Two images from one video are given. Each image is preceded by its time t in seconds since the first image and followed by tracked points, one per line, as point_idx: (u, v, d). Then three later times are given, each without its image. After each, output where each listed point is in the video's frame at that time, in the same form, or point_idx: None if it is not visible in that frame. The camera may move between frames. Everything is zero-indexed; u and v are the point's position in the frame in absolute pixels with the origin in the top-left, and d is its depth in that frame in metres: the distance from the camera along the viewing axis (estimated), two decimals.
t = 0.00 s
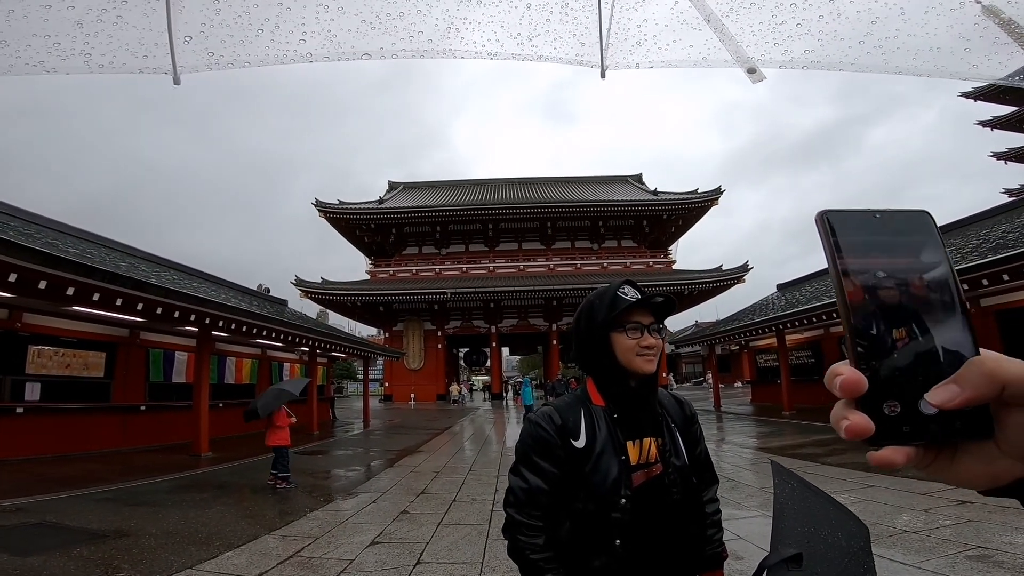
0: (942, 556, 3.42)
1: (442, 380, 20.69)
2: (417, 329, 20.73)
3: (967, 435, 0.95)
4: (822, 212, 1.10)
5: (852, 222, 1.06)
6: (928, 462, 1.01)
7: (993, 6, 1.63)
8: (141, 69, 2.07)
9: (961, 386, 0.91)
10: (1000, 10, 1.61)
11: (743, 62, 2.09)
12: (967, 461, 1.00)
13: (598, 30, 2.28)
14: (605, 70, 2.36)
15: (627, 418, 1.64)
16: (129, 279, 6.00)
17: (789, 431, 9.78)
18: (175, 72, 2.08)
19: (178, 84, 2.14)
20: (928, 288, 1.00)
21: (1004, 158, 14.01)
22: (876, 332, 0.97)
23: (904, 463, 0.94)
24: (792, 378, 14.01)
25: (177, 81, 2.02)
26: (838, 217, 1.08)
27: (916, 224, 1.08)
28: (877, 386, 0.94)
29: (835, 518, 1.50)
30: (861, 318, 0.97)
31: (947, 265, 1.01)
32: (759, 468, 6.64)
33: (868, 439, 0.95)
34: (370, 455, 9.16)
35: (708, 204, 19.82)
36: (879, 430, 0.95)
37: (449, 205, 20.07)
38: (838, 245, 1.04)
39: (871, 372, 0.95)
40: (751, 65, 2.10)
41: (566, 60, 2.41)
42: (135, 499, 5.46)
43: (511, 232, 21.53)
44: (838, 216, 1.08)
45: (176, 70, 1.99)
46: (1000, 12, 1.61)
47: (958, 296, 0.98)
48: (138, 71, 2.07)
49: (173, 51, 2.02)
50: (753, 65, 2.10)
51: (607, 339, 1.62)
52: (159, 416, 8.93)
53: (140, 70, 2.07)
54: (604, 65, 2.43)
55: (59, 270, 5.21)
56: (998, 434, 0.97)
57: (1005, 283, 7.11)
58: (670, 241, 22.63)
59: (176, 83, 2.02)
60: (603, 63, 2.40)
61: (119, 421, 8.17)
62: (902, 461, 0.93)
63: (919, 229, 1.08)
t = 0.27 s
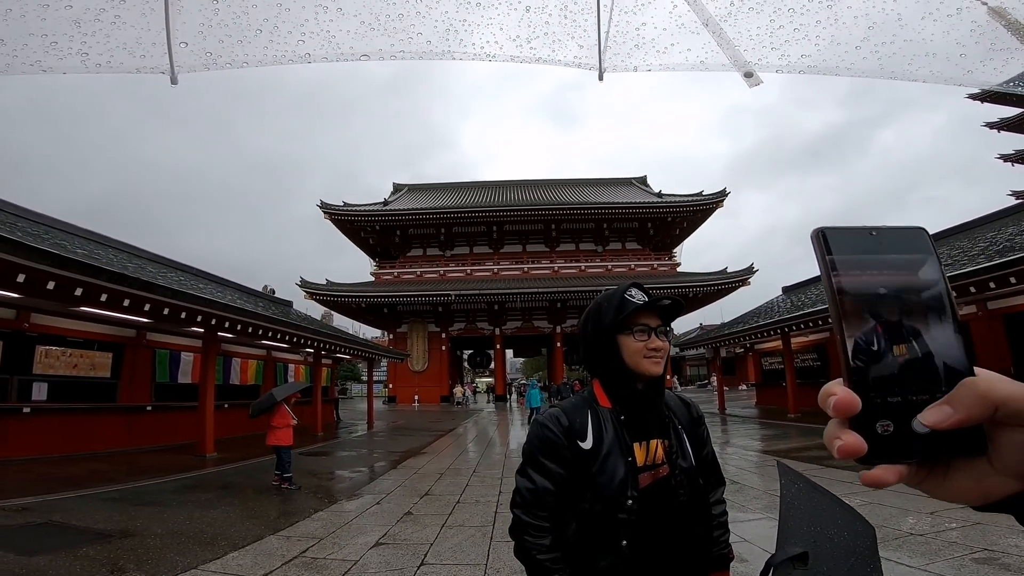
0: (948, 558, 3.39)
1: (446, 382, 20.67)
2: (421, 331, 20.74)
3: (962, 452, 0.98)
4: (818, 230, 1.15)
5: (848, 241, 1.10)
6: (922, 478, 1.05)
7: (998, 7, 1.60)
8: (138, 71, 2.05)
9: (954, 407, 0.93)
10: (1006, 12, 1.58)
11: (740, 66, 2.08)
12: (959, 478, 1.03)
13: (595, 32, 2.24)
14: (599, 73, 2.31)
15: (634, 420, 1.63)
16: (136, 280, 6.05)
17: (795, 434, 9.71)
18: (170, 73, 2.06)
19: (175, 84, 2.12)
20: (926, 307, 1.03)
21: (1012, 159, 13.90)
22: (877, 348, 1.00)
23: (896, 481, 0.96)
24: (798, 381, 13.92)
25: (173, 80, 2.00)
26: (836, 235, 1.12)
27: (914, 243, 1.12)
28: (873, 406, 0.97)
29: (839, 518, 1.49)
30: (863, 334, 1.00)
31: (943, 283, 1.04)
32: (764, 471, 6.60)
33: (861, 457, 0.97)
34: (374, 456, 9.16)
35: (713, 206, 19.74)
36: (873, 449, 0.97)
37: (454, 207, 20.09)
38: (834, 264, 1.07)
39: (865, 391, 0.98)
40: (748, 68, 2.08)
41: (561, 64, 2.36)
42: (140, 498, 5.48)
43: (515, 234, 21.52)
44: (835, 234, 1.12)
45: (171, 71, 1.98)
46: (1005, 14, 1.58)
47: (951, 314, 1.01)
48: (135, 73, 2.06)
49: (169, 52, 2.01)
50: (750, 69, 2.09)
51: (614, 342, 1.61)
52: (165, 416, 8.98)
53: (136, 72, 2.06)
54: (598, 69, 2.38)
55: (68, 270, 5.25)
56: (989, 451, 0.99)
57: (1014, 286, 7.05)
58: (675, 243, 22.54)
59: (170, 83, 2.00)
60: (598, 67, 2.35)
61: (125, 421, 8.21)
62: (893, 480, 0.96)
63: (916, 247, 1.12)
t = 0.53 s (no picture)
0: (956, 563, 3.34)
1: (451, 384, 20.67)
2: (426, 333, 20.77)
3: (967, 459, 0.97)
4: (822, 238, 1.12)
5: (852, 248, 1.07)
6: (928, 485, 1.03)
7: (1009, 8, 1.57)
8: (138, 70, 2.04)
9: (960, 416, 0.91)
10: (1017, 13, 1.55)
11: (742, 64, 2.06)
12: (965, 486, 1.01)
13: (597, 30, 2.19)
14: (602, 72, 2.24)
15: (640, 423, 1.61)
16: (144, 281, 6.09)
17: (802, 438, 9.63)
18: (169, 72, 2.05)
19: (174, 84, 2.11)
20: (931, 314, 1.01)
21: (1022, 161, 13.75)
22: (885, 355, 0.98)
23: (904, 490, 0.95)
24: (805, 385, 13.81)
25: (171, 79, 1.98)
26: (840, 243, 1.09)
27: (917, 249, 1.10)
28: (878, 415, 0.95)
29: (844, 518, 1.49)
30: (868, 342, 0.98)
31: (949, 291, 1.02)
32: (770, 475, 6.54)
33: (867, 466, 0.95)
34: (379, 458, 9.16)
35: (720, 209, 19.66)
36: (878, 458, 0.95)
37: (459, 209, 20.13)
38: (838, 273, 1.04)
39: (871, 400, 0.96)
40: (750, 67, 2.07)
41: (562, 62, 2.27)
42: (146, 498, 5.50)
43: (521, 237, 21.52)
44: (839, 241, 1.10)
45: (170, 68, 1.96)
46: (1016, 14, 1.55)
47: (957, 320, 1.00)
48: (134, 71, 2.04)
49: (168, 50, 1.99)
50: (752, 67, 2.07)
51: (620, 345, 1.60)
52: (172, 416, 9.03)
53: (137, 71, 2.04)
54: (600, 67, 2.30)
55: (77, 271, 5.29)
56: (995, 457, 0.98)
57: None
58: (681, 246, 22.46)
59: (169, 81, 1.99)
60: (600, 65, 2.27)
61: (132, 421, 8.26)
62: (901, 488, 0.94)
63: (919, 253, 1.10)
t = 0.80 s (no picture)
0: (960, 566, 3.31)
1: (454, 385, 20.66)
2: (430, 334, 20.79)
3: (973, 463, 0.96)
4: (830, 240, 1.10)
5: (859, 251, 1.06)
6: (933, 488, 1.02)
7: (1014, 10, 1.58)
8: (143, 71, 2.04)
9: (967, 420, 0.91)
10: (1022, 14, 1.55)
11: (748, 66, 2.06)
12: (969, 491, 1.00)
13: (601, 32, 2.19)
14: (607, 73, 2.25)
15: (641, 425, 1.61)
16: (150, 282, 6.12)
17: (806, 441, 9.58)
18: (175, 73, 2.05)
19: (179, 85, 2.10)
20: (940, 317, 1.00)
21: None
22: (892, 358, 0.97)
23: (908, 493, 0.94)
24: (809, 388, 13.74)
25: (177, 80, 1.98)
26: (848, 246, 1.08)
27: (927, 253, 1.08)
28: (885, 417, 0.94)
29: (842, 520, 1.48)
30: (875, 344, 0.97)
31: (958, 293, 1.01)
32: (774, 478, 6.51)
33: (873, 468, 0.94)
34: (381, 459, 9.16)
35: (724, 211, 19.61)
36: (883, 460, 0.94)
37: (464, 211, 20.16)
38: (846, 275, 1.03)
39: (876, 402, 0.95)
40: (757, 68, 2.07)
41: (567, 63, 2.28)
42: (149, 498, 5.52)
43: (525, 239, 21.53)
44: (847, 244, 1.09)
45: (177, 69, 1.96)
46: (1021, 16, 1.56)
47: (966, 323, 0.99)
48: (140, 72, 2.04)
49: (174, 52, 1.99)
50: (758, 69, 2.07)
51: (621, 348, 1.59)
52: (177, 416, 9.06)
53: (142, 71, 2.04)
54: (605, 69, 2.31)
55: (83, 271, 5.32)
56: (1001, 461, 0.97)
57: None
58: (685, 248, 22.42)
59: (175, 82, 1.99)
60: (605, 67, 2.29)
61: (136, 421, 8.30)
62: (907, 491, 0.93)
63: (929, 256, 1.08)
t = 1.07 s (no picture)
0: (963, 568, 3.28)
1: (456, 386, 20.67)
2: (433, 335, 20.80)
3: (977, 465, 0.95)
4: (835, 242, 1.10)
5: (863, 253, 1.06)
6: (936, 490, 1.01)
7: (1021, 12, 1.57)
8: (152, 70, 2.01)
9: (972, 420, 0.91)
10: None
11: (757, 69, 2.04)
12: (973, 493, 1.00)
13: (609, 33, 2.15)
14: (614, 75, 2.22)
15: (642, 427, 1.60)
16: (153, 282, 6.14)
17: (809, 443, 9.55)
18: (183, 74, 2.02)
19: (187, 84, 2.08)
20: (944, 319, 1.00)
21: None
22: (896, 359, 0.97)
23: (915, 495, 0.93)
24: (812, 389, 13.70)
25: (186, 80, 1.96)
26: (851, 247, 1.08)
27: (931, 254, 1.08)
28: (889, 419, 0.93)
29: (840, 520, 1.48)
30: (880, 346, 0.97)
31: (963, 295, 1.01)
32: (777, 479, 6.48)
33: (879, 471, 0.93)
34: (383, 459, 9.17)
35: (727, 212, 19.57)
36: (890, 463, 0.93)
37: (466, 212, 20.18)
38: (851, 276, 1.03)
39: (881, 404, 0.94)
40: (765, 72, 2.05)
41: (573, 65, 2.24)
42: (152, 497, 5.54)
43: (527, 240, 21.53)
44: (852, 246, 1.08)
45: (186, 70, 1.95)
46: None
47: (970, 326, 0.98)
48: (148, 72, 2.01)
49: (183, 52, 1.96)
50: (766, 73, 2.06)
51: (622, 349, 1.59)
52: (180, 417, 9.08)
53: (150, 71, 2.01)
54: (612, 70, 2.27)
55: (87, 271, 5.35)
56: (1006, 462, 0.96)
57: None
58: (688, 249, 22.39)
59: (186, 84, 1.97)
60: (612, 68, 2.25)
61: (140, 421, 8.33)
62: (913, 493, 0.92)
63: (933, 257, 1.08)
